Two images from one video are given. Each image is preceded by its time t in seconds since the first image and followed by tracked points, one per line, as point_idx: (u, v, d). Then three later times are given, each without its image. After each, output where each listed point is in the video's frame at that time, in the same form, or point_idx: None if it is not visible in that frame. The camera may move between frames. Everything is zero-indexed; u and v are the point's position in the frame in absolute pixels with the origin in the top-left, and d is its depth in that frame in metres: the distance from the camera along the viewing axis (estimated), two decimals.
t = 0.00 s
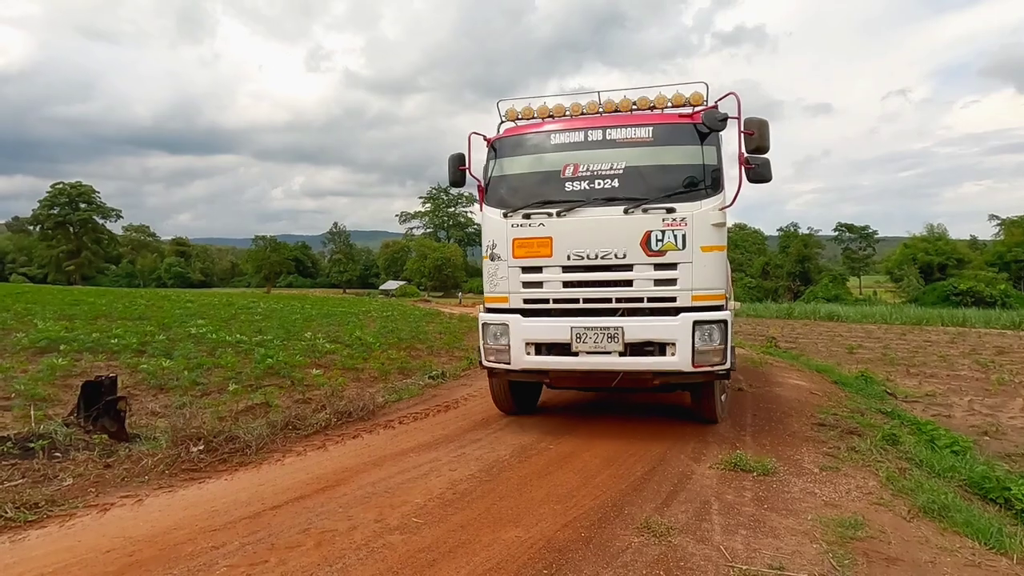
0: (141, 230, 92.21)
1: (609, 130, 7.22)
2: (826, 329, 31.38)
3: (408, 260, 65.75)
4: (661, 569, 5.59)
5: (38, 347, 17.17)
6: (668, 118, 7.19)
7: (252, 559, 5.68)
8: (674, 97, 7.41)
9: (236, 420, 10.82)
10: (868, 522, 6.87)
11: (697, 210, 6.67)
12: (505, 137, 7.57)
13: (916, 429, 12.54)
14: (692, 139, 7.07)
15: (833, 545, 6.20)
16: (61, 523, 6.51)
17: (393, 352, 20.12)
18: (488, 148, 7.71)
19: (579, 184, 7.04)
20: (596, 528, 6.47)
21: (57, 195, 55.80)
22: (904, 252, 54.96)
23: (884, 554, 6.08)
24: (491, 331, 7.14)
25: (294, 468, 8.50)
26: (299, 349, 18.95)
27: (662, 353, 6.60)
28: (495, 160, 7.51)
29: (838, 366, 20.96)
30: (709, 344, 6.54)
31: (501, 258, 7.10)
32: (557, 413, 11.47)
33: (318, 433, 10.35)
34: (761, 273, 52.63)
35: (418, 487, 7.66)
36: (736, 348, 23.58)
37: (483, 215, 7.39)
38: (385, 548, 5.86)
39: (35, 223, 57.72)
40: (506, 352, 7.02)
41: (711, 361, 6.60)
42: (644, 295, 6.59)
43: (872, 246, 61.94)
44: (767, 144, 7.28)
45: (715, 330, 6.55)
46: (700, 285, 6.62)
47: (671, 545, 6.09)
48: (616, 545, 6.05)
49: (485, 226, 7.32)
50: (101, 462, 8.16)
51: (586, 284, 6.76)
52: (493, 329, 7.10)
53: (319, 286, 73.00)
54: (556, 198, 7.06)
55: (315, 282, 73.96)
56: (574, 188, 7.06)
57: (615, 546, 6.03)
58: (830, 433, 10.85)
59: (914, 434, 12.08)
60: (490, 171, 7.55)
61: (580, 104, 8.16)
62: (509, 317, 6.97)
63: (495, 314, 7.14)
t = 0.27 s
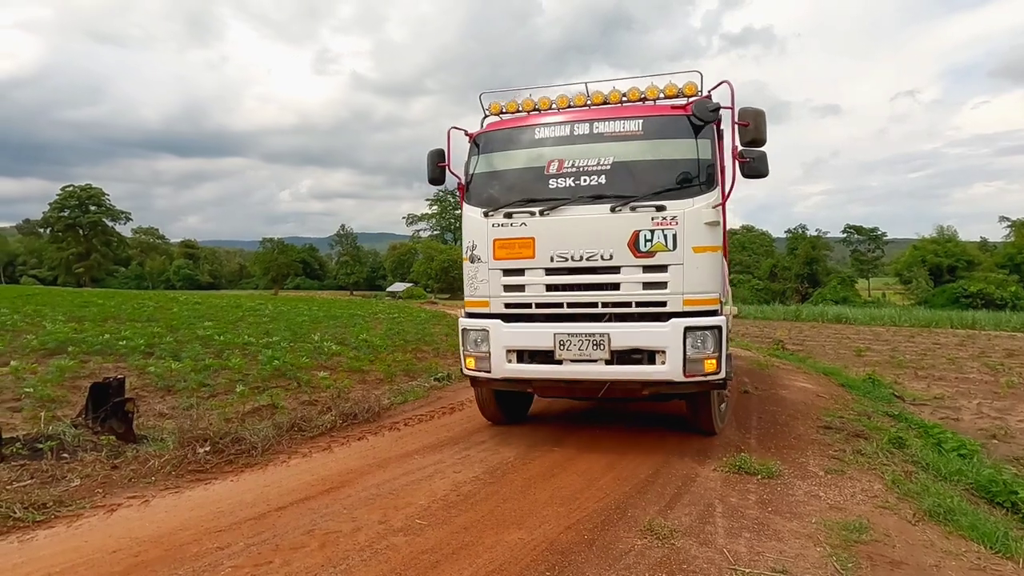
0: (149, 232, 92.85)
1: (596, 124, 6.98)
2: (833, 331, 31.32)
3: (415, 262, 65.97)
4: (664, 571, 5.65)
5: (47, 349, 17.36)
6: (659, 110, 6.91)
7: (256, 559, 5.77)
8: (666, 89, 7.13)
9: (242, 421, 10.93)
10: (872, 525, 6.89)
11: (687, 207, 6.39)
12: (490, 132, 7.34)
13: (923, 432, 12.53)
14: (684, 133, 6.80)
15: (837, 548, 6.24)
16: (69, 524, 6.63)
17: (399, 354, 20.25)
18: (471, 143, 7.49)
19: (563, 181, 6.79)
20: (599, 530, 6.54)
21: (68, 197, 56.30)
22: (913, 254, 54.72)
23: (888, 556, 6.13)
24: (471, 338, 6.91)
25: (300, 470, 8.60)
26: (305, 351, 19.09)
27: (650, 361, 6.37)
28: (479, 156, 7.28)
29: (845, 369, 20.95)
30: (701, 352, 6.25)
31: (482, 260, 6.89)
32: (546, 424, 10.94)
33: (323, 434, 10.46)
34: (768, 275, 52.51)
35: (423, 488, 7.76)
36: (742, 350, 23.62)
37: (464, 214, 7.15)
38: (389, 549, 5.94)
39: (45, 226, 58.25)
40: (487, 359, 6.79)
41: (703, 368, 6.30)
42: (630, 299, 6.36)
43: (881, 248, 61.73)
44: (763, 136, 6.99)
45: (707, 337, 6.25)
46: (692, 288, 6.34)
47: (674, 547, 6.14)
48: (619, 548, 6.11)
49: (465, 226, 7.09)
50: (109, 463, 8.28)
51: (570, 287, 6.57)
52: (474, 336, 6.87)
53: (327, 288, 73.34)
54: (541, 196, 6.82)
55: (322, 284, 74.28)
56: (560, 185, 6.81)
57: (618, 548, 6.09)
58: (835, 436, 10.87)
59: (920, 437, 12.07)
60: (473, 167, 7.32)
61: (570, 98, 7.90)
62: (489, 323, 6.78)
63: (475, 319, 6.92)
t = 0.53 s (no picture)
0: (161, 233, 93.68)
1: (583, 114, 6.58)
2: (843, 332, 31.23)
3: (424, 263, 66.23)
4: (669, 570, 5.74)
5: (60, 348, 17.63)
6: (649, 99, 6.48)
7: (264, 556, 5.92)
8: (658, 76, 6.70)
9: (251, 420, 11.08)
10: (878, 525, 6.95)
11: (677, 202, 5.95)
12: (471, 125, 6.95)
13: (932, 433, 12.53)
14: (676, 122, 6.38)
15: (843, 548, 6.31)
16: (80, 520, 6.81)
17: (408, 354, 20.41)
18: (451, 135, 7.11)
19: (546, 174, 6.39)
20: (603, 529, 6.63)
21: (81, 199, 56.94)
22: (925, 254, 54.41)
23: (894, 556, 6.20)
24: (448, 342, 6.50)
25: (308, 469, 8.74)
26: (314, 351, 19.26)
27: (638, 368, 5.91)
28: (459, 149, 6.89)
29: (855, 369, 20.91)
30: (690, 358, 5.78)
31: (459, 260, 6.48)
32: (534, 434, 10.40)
33: (332, 434, 10.62)
34: (778, 275, 52.29)
35: (428, 487, 7.87)
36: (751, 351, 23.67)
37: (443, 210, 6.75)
38: (394, 548, 6.07)
39: (59, 227, 58.95)
40: (465, 365, 6.38)
41: (694, 375, 5.81)
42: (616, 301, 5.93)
43: (892, 249, 61.43)
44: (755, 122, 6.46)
45: (696, 341, 5.78)
46: (682, 289, 5.89)
47: (679, 546, 6.24)
48: (624, 547, 6.21)
49: (444, 223, 6.68)
50: (120, 461, 8.45)
51: (552, 288, 6.16)
52: (451, 340, 6.46)
53: (336, 288, 73.74)
54: (522, 191, 6.42)
55: (332, 285, 74.67)
56: (542, 179, 6.41)
57: (623, 547, 6.19)
58: (843, 437, 10.90)
59: (929, 438, 12.08)
60: (453, 160, 6.93)
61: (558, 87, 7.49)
62: (466, 326, 6.35)
63: (454, 322, 6.51)
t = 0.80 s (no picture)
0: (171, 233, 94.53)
1: (563, 105, 6.19)
2: (851, 332, 31.22)
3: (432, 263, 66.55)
4: (671, 569, 5.95)
5: (73, 349, 17.98)
6: (633, 88, 6.10)
7: (272, 553, 6.17)
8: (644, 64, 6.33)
9: (261, 420, 11.35)
10: (882, 526, 7.14)
11: (663, 197, 5.53)
12: (448, 119, 6.62)
13: (939, 434, 12.66)
14: (663, 112, 5.96)
15: (846, 548, 6.49)
16: (94, 517, 7.09)
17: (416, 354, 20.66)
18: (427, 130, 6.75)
19: (523, 169, 5.99)
20: (608, 529, 6.82)
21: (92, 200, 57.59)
22: (936, 255, 54.23)
23: (896, 556, 6.38)
24: (420, 347, 6.13)
25: (315, 468, 9.01)
26: (323, 352, 19.54)
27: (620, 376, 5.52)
28: (434, 145, 6.54)
29: (862, 370, 21.00)
30: (675, 367, 5.40)
31: (433, 261, 6.10)
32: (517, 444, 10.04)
33: (340, 434, 10.89)
34: (788, 276, 52.03)
35: (435, 487, 8.09)
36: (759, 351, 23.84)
37: (417, 208, 6.38)
38: (401, 545, 6.32)
39: (71, 228, 59.67)
40: (437, 372, 6.00)
41: (679, 385, 5.42)
42: (598, 306, 5.51)
43: (902, 249, 61.28)
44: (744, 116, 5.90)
45: (682, 350, 5.39)
46: (667, 293, 5.46)
47: (682, 546, 6.43)
48: (627, 546, 6.42)
49: (417, 221, 6.30)
50: (132, 459, 8.72)
51: (529, 290, 5.75)
52: (423, 345, 6.09)
53: (345, 288, 74.13)
54: (498, 188, 6.05)
55: (340, 285, 75.09)
56: (519, 175, 6.02)
57: (626, 547, 6.39)
58: (849, 437, 11.04)
59: (936, 440, 12.22)
60: (427, 157, 6.58)
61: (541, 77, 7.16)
62: (440, 330, 5.96)
63: (426, 327, 6.13)
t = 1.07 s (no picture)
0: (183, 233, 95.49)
1: (535, 90, 5.87)
2: (860, 331, 31.08)
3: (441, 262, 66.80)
4: (669, 564, 5.91)
5: (84, 346, 18.34)
6: (609, 72, 5.78)
7: (276, 546, 6.34)
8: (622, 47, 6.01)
9: (269, 416, 11.61)
10: (883, 523, 7.05)
11: (636, 189, 5.17)
12: (417, 108, 6.29)
13: (945, 434, 12.66)
14: (639, 98, 5.63)
15: (846, 544, 6.39)
16: (104, 510, 7.37)
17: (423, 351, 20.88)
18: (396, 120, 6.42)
19: (491, 159, 5.66)
20: (608, 525, 6.81)
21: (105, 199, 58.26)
22: (948, 253, 53.79)
23: (897, 554, 6.29)
24: (385, 349, 5.84)
25: (321, 463, 9.28)
26: (331, 350, 19.80)
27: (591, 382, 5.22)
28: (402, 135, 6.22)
29: (870, 370, 20.93)
30: (649, 373, 5.08)
31: (396, 258, 5.77)
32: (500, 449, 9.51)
33: (346, 429, 11.13)
34: (799, 274, 51.52)
35: (439, 484, 8.22)
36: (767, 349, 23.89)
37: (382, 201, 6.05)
38: (405, 539, 6.47)
39: (84, 228, 60.44)
40: (401, 376, 5.70)
41: (653, 393, 5.08)
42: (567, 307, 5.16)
43: (914, 249, 60.91)
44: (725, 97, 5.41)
45: (655, 354, 5.07)
46: (641, 293, 5.10)
47: (682, 541, 6.39)
48: (626, 541, 6.41)
49: (382, 215, 5.99)
50: (141, 454, 8.97)
51: (496, 289, 5.41)
52: (388, 347, 5.80)
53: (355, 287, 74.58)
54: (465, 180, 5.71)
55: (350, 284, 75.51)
56: (487, 166, 5.69)
57: (625, 542, 6.38)
58: (854, 436, 10.98)
59: (943, 440, 12.25)
60: (394, 146, 6.25)
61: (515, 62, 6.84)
62: (403, 332, 5.67)
63: (390, 328, 5.82)
